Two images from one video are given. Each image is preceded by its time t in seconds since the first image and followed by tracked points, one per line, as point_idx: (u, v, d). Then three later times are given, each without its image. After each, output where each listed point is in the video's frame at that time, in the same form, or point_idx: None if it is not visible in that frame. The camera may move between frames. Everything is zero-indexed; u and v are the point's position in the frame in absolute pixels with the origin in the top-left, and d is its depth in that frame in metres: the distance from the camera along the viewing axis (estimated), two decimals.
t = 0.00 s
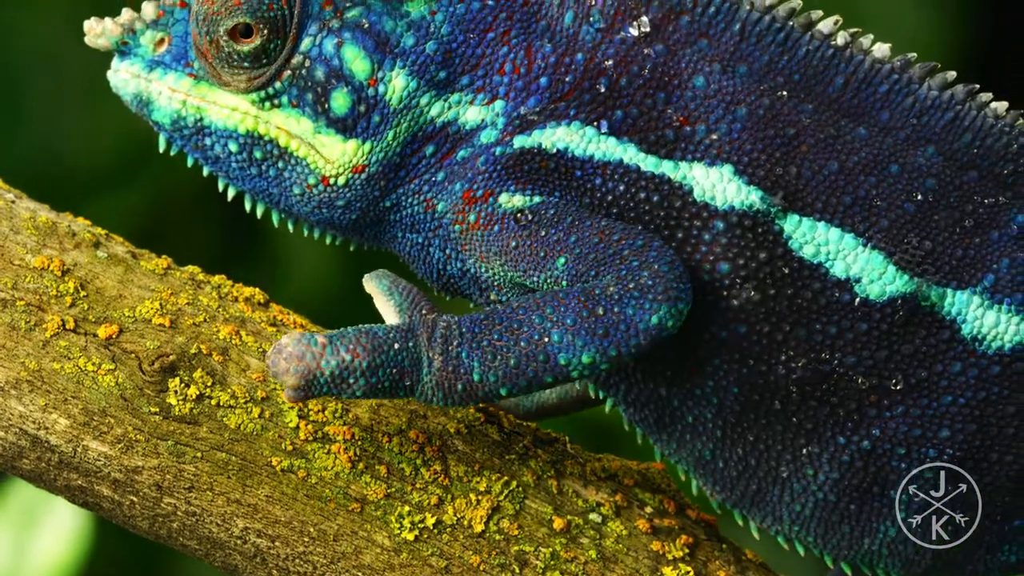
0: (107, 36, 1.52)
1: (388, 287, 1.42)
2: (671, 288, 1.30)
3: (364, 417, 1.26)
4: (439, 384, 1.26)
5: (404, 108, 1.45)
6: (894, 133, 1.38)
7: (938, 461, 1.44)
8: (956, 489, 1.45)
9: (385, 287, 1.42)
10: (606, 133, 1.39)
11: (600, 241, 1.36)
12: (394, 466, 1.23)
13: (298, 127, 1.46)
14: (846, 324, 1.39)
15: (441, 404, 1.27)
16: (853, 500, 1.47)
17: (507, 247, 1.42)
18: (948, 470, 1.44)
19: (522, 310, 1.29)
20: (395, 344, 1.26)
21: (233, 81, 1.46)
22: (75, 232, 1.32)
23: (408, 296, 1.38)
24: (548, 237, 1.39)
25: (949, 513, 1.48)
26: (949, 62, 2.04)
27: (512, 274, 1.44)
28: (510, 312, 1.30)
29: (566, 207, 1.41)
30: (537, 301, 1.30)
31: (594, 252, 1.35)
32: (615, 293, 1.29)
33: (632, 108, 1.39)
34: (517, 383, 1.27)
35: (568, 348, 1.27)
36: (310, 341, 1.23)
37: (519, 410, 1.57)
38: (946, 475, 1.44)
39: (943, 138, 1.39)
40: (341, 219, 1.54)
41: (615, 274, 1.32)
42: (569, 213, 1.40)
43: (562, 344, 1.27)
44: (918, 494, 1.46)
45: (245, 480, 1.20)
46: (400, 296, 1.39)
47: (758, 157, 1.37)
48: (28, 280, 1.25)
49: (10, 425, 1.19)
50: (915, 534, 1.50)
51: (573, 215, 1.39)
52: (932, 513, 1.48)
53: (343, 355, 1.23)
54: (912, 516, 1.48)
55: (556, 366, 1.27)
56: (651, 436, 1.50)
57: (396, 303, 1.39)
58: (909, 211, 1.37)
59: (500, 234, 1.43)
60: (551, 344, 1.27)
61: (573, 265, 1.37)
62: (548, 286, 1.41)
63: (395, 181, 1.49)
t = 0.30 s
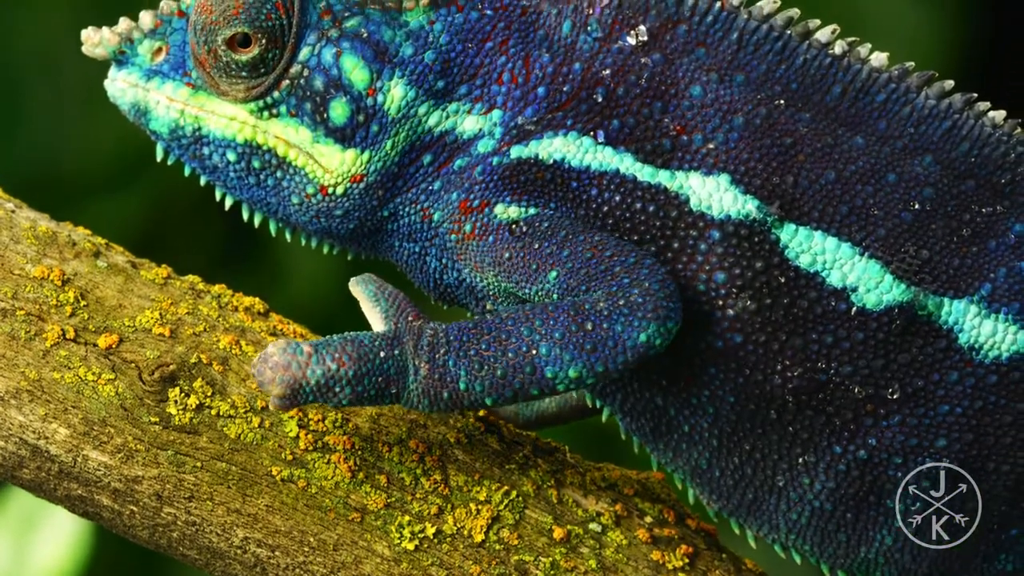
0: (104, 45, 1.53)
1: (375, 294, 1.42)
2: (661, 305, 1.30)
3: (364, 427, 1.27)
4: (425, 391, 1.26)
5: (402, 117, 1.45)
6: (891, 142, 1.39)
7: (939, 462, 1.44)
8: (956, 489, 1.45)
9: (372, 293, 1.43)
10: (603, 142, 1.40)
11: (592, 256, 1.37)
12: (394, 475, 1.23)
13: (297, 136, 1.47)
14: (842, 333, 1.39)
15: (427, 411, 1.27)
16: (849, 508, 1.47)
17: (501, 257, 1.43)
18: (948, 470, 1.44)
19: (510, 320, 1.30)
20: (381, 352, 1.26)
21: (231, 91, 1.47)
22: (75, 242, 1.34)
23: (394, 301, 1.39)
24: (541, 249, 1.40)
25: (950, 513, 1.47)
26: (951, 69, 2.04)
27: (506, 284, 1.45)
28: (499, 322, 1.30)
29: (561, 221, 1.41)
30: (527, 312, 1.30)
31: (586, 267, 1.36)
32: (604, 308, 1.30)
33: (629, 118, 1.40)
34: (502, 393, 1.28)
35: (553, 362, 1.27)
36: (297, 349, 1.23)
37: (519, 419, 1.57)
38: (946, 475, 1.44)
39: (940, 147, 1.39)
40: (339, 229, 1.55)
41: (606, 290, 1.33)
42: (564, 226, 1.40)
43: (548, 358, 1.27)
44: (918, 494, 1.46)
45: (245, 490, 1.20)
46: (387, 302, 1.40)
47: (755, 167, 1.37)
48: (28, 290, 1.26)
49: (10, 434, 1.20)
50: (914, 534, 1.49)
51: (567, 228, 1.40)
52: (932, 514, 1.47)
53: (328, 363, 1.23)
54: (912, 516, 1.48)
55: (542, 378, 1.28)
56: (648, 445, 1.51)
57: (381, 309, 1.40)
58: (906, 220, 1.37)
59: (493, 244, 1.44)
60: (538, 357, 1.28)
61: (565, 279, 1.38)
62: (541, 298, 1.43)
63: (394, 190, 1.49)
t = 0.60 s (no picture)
0: (103, 53, 1.53)
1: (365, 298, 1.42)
2: (654, 318, 1.30)
3: (364, 436, 1.27)
4: (416, 398, 1.26)
5: (402, 125, 1.46)
6: (890, 150, 1.39)
7: (939, 462, 1.43)
8: (955, 489, 1.45)
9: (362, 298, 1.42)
10: (601, 151, 1.40)
11: (587, 267, 1.37)
12: (394, 485, 1.23)
13: (296, 144, 1.47)
14: (839, 341, 1.40)
15: (417, 416, 1.27)
16: (847, 516, 1.48)
17: (496, 265, 1.44)
18: (949, 470, 1.44)
19: (502, 327, 1.30)
20: (370, 357, 1.25)
21: (230, 98, 1.47)
22: (75, 251, 1.34)
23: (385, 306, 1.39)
24: (536, 259, 1.40)
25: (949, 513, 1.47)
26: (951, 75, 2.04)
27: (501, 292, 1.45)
28: (492, 329, 1.30)
29: (558, 230, 1.41)
30: (519, 320, 1.30)
31: (580, 277, 1.37)
32: (598, 319, 1.30)
33: (627, 126, 1.40)
34: (492, 400, 1.28)
35: (544, 371, 1.28)
36: (286, 356, 1.23)
37: (519, 426, 1.57)
38: (946, 475, 1.44)
39: (939, 155, 1.39)
40: (338, 236, 1.55)
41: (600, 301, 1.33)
42: (560, 236, 1.41)
43: (538, 367, 1.27)
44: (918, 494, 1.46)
45: (245, 499, 1.20)
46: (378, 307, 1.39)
47: (753, 174, 1.38)
48: (28, 299, 1.27)
49: (10, 444, 1.20)
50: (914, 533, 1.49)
51: (563, 238, 1.40)
52: (931, 513, 1.47)
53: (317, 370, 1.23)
54: (912, 516, 1.47)
55: (532, 387, 1.28)
56: (645, 452, 1.51)
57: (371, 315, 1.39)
58: (904, 228, 1.38)
59: (489, 252, 1.45)
60: (529, 365, 1.28)
61: (559, 289, 1.38)
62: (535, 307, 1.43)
63: (393, 198, 1.50)
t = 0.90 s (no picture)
0: (104, 61, 1.54)
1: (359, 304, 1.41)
2: (651, 330, 1.30)
3: (365, 446, 1.27)
4: (410, 404, 1.26)
5: (403, 134, 1.46)
6: (891, 159, 1.39)
7: (938, 462, 1.42)
8: (955, 489, 1.44)
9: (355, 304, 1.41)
10: (601, 160, 1.40)
11: (585, 278, 1.38)
12: (395, 495, 1.24)
13: (297, 153, 1.47)
14: (839, 350, 1.40)
15: (412, 422, 1.27)
16: (847, 525, 1.47)
17: (495, 275, 1.44)
18: (948, 469, 1.43)
19: (498, 336, 1.29)
20: (365, 364, 1.26)
21: (231, 107, 1.47)
22: (76, 260, 1.35)
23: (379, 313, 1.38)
24: (535, 269, 1.40)
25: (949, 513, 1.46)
26: (951, 83, 2.04)
27: (499, 301, 1.46)
28: (488, 338, 1.30)
29: (557, 242, 1.42)
30: (515, 329, 1.30)
31: (578, 288, 1.37)
32: (594, 330, 1.30)
33: (628, 135, 1.40)
34: (487, 409, 1.28)
35: (539, 381, 1.28)
36: (281, 364, 1.23)
37: (520, 435, 1.56)
38: (946, 476, 1.43)
39: (939, 164, 1.40)
40: (338, 245, 1.55)
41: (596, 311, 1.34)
42: (558, 247, 1.41)
43: (533, 378, 1.27)
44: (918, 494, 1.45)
45: (246, 509, 1.21)
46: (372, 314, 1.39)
47: (753, 184, 1.38)
48: (29, 309, 1.27)
49: (11, 453, 1.20)
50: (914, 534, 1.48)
51: (561, 249, 1.41)
52: (931, 514, 1.46)
53: (312, 378, 1.23)
54: (912, 516, 1.46)
55: (528, 397, 1.29)
56: (645, 462, 1.51)
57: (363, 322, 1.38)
58: (905, 237, 1.38)
59: (489, 261, 1.45)
60: (525, 375, 1.28)
61: (556, 300, 1.39)
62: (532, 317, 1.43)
63: (394, 207, 1.50)
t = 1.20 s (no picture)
0: (104, 69, 1.55)
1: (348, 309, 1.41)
2: (644, 344, 1.31)
3: (368, 455, 1.27)
4: (402, 409, 1.27)
5: (404, 142, 1.46)
6: (891, 167, 1.40)
7: (938, 462, 1.42)
8: (955, 488, 1.44)
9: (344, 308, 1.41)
10: (601, 168, 1.41)
11: (581, 290, 1.38)
12: (398, 504, 1.24)
13: (298, 160, 1.47)
14: (839, 359, 1.40)
15: (403, 428, 1.28)
16: (847, 534, 1.48)
17: (492, 283, 1.44)
18: (947, 468, 1.43)
19: (491, 345, 1.30)
20: (356, 372, 1.26)
21: (232, 115, 1.47)
22: (79, 270, 1.36)
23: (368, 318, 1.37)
24: (530, 279, 1.41)
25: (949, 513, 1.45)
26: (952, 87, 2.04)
27: (494, 309, 1.46)
28: (482, 346, 1.31)
29: (554, 253, 1.42)
30: (509, 338, 1.30)
31: (574, 299, 1.38)
32: (588, 342, 1.30)
33: (628, 143, 1.41)
34: (478, 417, 1.29)
35: (530, 391, 1.28)
36: (272, 374, 1.23)
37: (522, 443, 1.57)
38: (946, 475, 1.43)
39: (940, 172, 1.40)
40: (339, 253, 1.55)
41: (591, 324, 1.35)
42: (555, 258, 1.41)
43: (524, 389, 1.28)
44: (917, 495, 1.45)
45: (249, 518, 1.21)
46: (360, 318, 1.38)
47: (753, 192, 1.38)
48: (33, 318, 1.28)
49: (14, 463, 1.21)
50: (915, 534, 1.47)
51: (559, 260, 1.41)
52: (931, 514, 1.46)
53: (304, 387, 1.23)
54: (912, 516, 1.46)
55: (519, 407, 1.29)
56: (645, 470, 1.52)
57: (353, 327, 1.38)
58: (905, 246, 1.38)
59: (486, 270, 1.45)
60: (517, 385, 1.28)
61: (552, 311, 1.39)
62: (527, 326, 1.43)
63: (395, 215, 1.50)
